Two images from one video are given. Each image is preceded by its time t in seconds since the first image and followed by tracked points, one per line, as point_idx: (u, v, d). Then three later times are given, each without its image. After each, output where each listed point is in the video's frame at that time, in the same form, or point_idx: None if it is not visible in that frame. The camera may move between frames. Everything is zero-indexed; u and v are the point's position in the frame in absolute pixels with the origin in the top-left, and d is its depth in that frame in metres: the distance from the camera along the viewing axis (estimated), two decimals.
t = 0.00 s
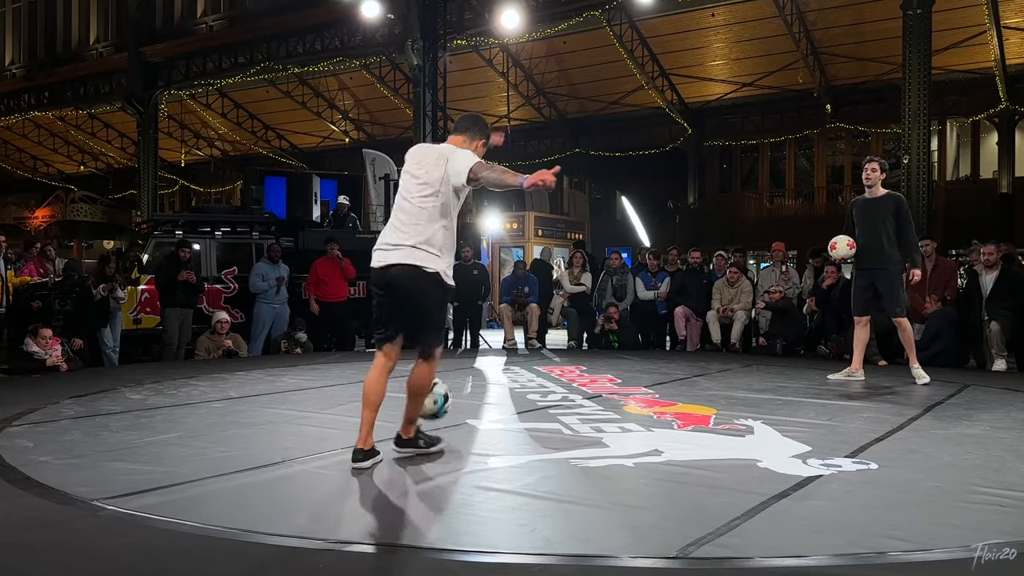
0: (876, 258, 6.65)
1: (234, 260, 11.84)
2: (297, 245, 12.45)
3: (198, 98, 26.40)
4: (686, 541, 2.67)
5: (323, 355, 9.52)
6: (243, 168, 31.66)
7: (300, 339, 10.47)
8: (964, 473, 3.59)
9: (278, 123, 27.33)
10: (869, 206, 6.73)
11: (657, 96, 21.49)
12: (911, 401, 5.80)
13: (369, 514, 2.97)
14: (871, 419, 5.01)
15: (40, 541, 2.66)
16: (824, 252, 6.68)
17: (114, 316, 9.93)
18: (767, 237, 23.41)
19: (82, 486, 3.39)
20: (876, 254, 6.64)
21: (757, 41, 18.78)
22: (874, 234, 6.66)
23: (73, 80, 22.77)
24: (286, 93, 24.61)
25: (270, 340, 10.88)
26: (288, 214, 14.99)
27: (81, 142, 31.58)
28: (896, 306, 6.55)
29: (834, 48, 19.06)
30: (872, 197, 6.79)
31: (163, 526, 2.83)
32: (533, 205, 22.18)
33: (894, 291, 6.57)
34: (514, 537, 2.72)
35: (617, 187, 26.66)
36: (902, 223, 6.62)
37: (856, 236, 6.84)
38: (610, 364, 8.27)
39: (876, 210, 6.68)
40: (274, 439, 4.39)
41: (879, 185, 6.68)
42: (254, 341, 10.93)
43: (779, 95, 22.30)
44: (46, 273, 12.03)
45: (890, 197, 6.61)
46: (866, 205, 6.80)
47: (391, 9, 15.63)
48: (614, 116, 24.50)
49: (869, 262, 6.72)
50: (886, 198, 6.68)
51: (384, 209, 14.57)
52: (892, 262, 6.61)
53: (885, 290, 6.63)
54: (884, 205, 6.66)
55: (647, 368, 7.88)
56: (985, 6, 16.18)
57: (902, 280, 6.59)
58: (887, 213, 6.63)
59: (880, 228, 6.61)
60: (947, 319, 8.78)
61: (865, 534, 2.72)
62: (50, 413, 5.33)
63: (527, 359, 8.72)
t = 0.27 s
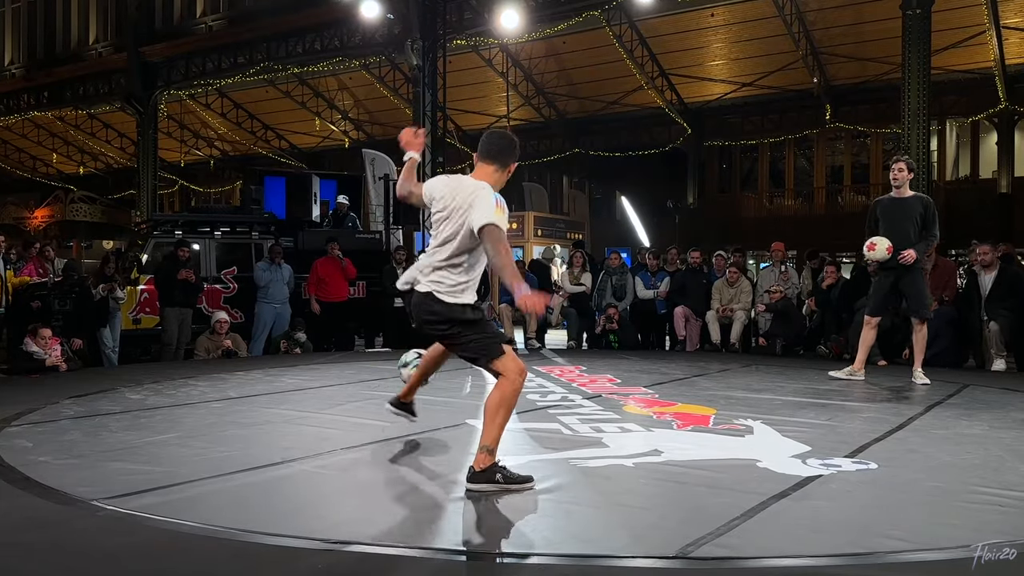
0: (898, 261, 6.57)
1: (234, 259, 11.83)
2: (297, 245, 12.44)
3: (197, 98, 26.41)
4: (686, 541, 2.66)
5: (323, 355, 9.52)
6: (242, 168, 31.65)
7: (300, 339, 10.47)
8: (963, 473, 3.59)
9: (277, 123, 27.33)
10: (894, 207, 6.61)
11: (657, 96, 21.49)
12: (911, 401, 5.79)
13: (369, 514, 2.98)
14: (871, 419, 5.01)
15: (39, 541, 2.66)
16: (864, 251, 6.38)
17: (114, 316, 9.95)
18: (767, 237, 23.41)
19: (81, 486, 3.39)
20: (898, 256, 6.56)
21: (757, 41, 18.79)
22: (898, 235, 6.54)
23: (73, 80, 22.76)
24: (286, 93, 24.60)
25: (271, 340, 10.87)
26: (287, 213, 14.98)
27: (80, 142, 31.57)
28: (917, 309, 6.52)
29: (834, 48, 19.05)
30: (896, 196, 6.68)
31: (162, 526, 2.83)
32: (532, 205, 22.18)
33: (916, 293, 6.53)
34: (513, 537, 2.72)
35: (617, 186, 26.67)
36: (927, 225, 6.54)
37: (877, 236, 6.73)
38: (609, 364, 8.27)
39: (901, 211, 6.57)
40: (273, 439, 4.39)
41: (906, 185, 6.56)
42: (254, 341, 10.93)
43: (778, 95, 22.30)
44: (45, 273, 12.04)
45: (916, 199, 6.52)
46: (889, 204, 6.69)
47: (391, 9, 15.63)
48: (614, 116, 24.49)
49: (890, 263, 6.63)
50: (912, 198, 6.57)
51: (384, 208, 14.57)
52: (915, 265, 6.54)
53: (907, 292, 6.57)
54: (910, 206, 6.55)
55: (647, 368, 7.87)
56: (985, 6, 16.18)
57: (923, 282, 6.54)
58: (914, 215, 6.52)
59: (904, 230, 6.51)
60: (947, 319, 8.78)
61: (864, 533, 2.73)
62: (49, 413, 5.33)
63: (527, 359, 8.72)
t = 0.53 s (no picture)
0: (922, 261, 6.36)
1: (233, 260, 11.83)
2: (296, 245, 12.44)
3: (196, 98, 26.41)
4: (685, 540, 2.67)
5: (322, 356, 9.52)
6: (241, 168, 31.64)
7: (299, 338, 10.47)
8: (962, 473, 3.60)
9: (276, 123, 27.32)
10: (912, 206, 6.43)
11: (656, 96, 21.49)
12: (910, 400, 5.80)
13: (369, 514, 2.98)
14: (869, 419, 5.02)
15: (39, 540, 2.66)
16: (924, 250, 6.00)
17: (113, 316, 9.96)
18: (766, 237, 23.45)
19: (81, 486, 3.39)
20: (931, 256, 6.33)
21: (756, 42, 18.80)
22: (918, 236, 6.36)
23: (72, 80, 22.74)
24: (285, 93, 24.59)
25: (269, 340, 10.88)
26: (286, 213, 14.97)
27: (79, 142, 31.55)
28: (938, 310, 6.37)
29: (833, 48, 19.06)
30: (911, 195, 6.50)
31: (160, 526, 2.83)
32: (531, 205, 22.19)
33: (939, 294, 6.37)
34: (513, 537, 2.72)
35: (616, 186, 26.67)
36: (946, 226, 6.42)
37: (900, 235, 6.48)
38: (609, 364, 8.28)
39: (920, 210, 6.41)
40: (272, 439, 4.39)
41: (925, 184, 6.41)
42: (252, 341, 10.93)
43: (778, 95, 22.30)
44: (45, 273, 12.04)
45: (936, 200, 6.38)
46: (905, 204, 6.50)
47: (390, 9, 15.63)
48: (614, 116, 24.48)
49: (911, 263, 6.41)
50: (930, 198, 6.44)
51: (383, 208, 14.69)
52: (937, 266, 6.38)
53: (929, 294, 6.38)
54: (929, 206, 6.40)
55: (646, 368, 7.88)
56: (984, 7, 16.19)
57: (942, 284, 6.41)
58: (933, 215, 6.37)
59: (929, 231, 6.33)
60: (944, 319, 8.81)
61: (864, 533, 2.73)
62: (48, 413, 5.33)
63: (526, 359, 8.72)
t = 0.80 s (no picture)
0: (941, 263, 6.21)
1: (232, 260, 11.81)
2: (294, 245, 12.41)
3: (195, 98, 26.41)
4: (684, 541, 2.67)
5: (320, 356, 9.52)
6: (240, 168, 31.64)
7: (297, 338, 10.47)
8: (961, 473, 3.60)
9: (275, 123, 27.32)
10: (924, 210, 6.29)
11: (655, 96, 21.49)
12: (908, 401, 5.81)
13: (367, 514, 2.97)
14: (868, 419, 5.02)
15: (38, 540, 2.66)
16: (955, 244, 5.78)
17: (111, 317, 10.00)
18: (765, 237, 23.48)
19: (80, 486, 3.39)
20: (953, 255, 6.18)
21: (755, 42, 18.82)
22: (933, 239, 6.23)
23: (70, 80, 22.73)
24: (284, 93, 24.58)
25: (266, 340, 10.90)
26: (285, 214, 14.96)
27: (78, 142, 31.53)
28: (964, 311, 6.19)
29: (831, 49, 19.07)
30: (921, 198, 6.36)
31: (159, 526, 2.83)
32: (530, 205, 22.20)
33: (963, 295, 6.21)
34: (512, 537, 2.72)
35: (615, 187, 26.67)
36: (958, 226, 6.30)
37: (916, 238, 6.32)
38: (607, 364, 8.28)
39: (932, 212, 6.27)
40: (270, 439, 4.40)
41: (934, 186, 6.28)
42: (249, 341, 10.94)
43: (777, 96, 22.30)
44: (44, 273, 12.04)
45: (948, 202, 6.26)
46: (916, 206, 6.35)
47: (388, 9, 15.62)
48: (613, 116, 24.46)
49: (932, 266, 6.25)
50: (940, 199, 6.31)
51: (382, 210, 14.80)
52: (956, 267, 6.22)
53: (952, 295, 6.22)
54: (939, 207, 6.27)
55: (645, 369, 7.88)
56: (982, 7, 16.20)
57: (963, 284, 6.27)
58: (947, 218, 6.25)
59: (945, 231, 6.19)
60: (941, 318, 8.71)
61: (863, 534, 2.73)
62: (47, 413, 5.32)
63: (525, 360, 8.72)
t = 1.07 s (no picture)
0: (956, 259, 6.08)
1: (230, 260, 11.81)
2: (293, 246, 12.40)
3: (193, 98, 26.39)
4: (682, 541, 2.67)
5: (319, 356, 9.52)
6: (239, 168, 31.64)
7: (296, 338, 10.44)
8: (958, 474, 3.61)
9: (273, 123, 27.30)
10: (936, 205, 6.13)
11: (653, 96, 21.50)
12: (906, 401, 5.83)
13: (366, 514, 2.97)
14: (866, 420, 5.04)
15: (37, 540, 2.66)
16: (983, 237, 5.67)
17: (109, 318, 10.03)
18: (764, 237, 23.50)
19: (78, 486, 3.39)
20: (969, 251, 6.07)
21: (753, 42, 18.82)
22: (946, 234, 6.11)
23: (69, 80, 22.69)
24: (283, 93, 24.57)
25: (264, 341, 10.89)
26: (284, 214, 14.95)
27: (77, 142, 31.51)
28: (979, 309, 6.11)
29: (830, 49, 19.08)
30: (929, 193, 6.20)
31: (157, 527, 2.83)
32: (529, 206, 22.20)
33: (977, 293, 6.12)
34: (510, 538, 2.72)
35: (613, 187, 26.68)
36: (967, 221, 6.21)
37: (930, 234, 6.16)
38: (606, 365, 8.29)
39: (945, 207, 6.13)
40: (269, 439, 4.40)
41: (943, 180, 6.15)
42: (247, 342, 10.94)
43: (775, 96, 22.31)
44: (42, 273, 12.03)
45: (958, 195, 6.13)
46: (926, 202, 6.19)
47: (387, 9, 15.63)
48: (612, 117, 24.46)
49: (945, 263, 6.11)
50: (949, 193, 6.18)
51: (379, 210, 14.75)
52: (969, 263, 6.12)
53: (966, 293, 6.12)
54: (951, 201, 6.14)
55: (644, 369, 7.90)
56: (981, 8, 16.22)
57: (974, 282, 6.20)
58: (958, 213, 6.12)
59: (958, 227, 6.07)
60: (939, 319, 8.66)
61: (860, 535, 2.72)
62: (45, 413, 5.32)
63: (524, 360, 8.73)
